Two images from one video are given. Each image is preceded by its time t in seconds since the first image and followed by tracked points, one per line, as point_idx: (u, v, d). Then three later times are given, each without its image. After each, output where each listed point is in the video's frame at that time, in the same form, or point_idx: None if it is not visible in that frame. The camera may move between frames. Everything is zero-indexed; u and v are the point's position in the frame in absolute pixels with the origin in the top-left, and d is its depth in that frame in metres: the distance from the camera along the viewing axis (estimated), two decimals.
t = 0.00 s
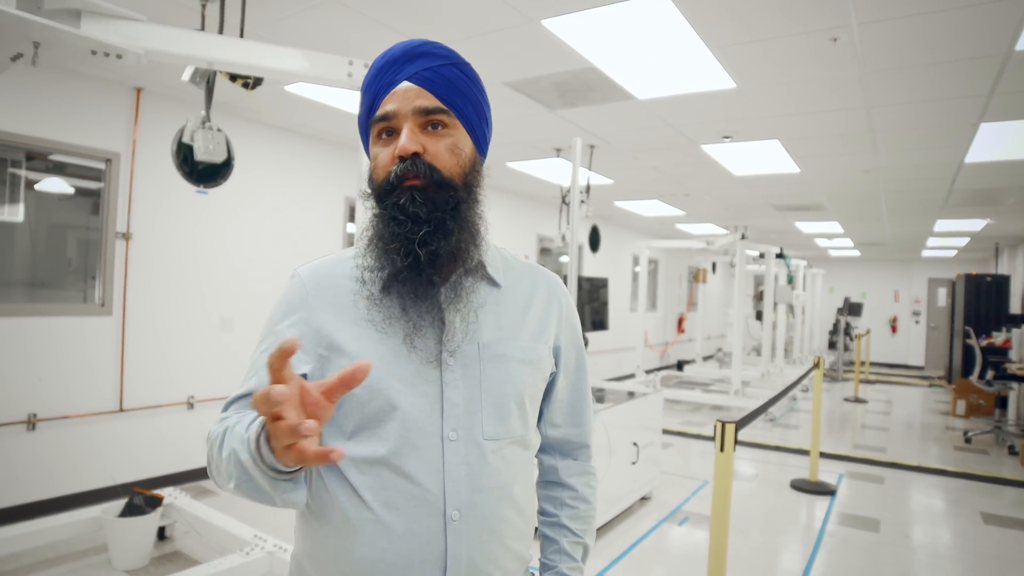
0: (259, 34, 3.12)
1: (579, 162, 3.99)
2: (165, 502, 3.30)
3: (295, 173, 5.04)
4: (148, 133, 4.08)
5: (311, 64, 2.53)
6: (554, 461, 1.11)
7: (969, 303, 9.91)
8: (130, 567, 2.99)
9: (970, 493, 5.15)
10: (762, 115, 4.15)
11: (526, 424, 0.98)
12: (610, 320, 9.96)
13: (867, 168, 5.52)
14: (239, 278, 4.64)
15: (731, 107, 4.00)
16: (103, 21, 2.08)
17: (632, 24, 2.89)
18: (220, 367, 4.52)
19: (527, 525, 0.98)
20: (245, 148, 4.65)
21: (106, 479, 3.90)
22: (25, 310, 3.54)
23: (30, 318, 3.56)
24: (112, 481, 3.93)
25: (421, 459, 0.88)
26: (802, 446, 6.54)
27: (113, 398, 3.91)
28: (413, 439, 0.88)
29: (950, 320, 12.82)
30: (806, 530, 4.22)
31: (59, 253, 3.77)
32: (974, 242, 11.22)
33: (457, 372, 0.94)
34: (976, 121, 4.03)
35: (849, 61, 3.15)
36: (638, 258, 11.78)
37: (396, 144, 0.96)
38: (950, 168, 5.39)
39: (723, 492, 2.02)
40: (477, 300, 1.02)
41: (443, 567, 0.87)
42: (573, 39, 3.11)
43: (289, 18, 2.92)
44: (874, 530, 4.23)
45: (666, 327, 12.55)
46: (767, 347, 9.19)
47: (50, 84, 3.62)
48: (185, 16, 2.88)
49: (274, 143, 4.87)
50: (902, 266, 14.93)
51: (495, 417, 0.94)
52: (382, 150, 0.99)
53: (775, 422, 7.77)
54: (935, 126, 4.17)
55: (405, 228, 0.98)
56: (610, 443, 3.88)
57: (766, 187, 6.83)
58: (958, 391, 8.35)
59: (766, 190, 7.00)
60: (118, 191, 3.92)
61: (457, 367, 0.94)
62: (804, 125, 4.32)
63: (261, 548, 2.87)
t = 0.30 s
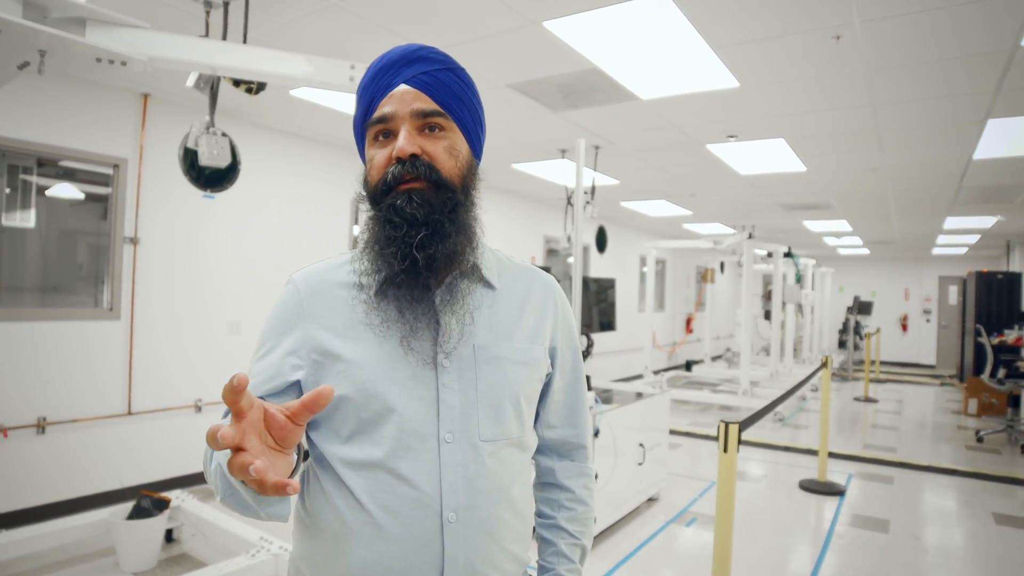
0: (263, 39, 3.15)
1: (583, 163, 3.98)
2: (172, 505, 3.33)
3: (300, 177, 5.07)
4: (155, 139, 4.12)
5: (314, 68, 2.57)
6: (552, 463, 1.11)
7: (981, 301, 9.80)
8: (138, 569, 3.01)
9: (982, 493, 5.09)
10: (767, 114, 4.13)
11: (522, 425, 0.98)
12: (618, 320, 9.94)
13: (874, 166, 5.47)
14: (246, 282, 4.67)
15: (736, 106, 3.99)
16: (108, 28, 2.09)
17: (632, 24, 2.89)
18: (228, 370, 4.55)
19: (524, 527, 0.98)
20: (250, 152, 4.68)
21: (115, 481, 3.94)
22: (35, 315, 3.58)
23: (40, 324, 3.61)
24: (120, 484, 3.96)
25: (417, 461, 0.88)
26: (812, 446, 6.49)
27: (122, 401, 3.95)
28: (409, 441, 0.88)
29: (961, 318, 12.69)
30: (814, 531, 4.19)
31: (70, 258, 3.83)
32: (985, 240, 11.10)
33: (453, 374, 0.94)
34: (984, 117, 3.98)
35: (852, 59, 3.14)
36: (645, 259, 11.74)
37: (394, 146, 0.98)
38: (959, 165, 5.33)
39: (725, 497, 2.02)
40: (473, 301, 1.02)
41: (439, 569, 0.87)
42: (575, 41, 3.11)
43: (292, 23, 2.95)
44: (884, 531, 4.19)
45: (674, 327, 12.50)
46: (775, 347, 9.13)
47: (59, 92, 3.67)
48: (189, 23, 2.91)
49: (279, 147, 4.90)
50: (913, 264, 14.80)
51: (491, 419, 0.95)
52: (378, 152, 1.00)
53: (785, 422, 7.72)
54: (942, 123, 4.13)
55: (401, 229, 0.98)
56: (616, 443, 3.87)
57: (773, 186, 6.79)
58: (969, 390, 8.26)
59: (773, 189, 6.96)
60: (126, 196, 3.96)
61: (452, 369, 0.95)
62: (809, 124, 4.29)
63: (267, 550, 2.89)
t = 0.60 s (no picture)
0: (267, 39, 3.15)
1: (587, 160, 3.97)
2: (181, 501, 3.36)
3: (306, 175, 5.10)
4: (162, 138, 4.15)
5: (320, 68, 2.56)
6: (549, 459, 1.11)
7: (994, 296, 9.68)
8: (147, 565, 3.05)
9: (994, 490, 5.04)
10: (774, 110, 4.10)
11: (519, 422, 0.98)
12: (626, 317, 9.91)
13: (883, 160, 5.41)
14: (253, 280, 4.70)
15: (743, 102, 3.95)
16: (110, 29, 2.11)
17: (634, 20, 2.88)
18: (236, 368, 4.58)
19: (519, 523, 0.97)
20: (256, 152, 4.71)
21: (125, 479, 3.98)
22: (46, 314, 3.63)
23: (50, 322, 3.64)
24: (130, 480, 4.00)
25: (412, 457, 0.88)
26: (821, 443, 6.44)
27: (132, 399, 3.99)
28: (404, 437, 0.88)
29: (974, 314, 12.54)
30: (823, 528, 4.16)
31: (81, 257, 3.87)
32: (999, 235, 10.95)
33: (449, 369, 0.94)
34: (995, 110, 3.92)
35: (858, 52, 3.10)
36: (654, 255, 11.70)
37: (395, 136, 0.98)
38: (971, 159, 5.26)
39: (729, 492, 2.00)
40: (469, 298, 1.02)
41: (433, 566, 0.87)
42: (578, 37, 3.10)
43: (296, 23, 2.96)
44: (894, 529, 4.16)
45: (683, 324, 12.45)
46: (785, 344, 9.06)
47: (68, 93, 3.71)
48: (194, 23, 2.92)
49: (286, 146, 4.93)
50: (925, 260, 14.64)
51: (487, 416, 0.94)
52: (378, 144, 1.00)
53: (794, 419, 7.67)
54: (953, 116, 4.07)
55: (399, 220, 0.97)
56: (622, 440, 3.86)
57: (782, 182, 6.74)
58: (982, 386, 8.17)
59: (782, 185, 6.90)
60: (134, 195, 3.99)
61: (448, 366, 0.94)
62: (817, 118, 4.25)
63: (274, 546, 2.91)
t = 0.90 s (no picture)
0: (274, 39, 3.17)
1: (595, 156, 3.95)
2: (192, 498, 3.41)
3: (315, 174, 5.13)
4: (172, 139, 4.18)
5: (326, 67, 2.52)
6: (551, 457, 1.11)
7: (1011, 291, 9.53)
8: (159, 561, 3.09)
9: (1010, 488, 4.96)
10: (783, 104, 4.06)
11: (517, 419, 0.98)
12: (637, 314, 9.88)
13: (896, 154, 5.34)
14: (263, 278, 4.74)
15: (753, 96, 3.92)
16: (120, 31, 2.15)
17: (640, 15, 2.86)
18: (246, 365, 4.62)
19: (519, 520, 0.97)
20: (265, 151, 4.74)
21: (137, 476, 4.03)
22: (59, 313, 3.68)
23: (64, 322, 3.70)
24: (142, 477, 4.05)
25: (409, 453, 0.88)
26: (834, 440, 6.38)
27: (143, 398, 4.06)
28: (401, 433, 0.88)
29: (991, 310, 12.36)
30: (834, 526, 4.12)
31: (95, 257, 3.91)
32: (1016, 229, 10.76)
33: (445, 365, 0.94)
34: (1011, 102, 3.85)
35: (867, 45, 3.06)
36: (665, 252, 11.64)
37: (389, 134, 0.98)
38: (986, 152, 5.17)
39: (737, 486, 1.99)
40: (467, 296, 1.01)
41: (430, 563, 0.87)
42: (584, 33, 3.08)
43: (301, 22, 2.97)
44: (907, 527, 4.11)
45: (694, 321, 12.38)
46: (797, 340, 8.99)
47: (79, 93, 3.75)
48: (201, 24, 2.95)
49: (294, 145, 4.96)
50: (940, 255, 14.43)
51: (484, 413, 0.94)
52: (376, 140, 1.00)
53: (807, 415, 7.60)
54: (966, 109, 4.00)
55: (383, 217, 0.97)
56: (630, 437, 3.84)
57: (793, 177, 6.67)
58: (998, 383, 8.05)
59: (793, 180, 6.84)
60: (145, 195, 4.04)
61: (445, 363, 0.94)
62: (827, 113, 4.21)
63: (282, 543, 2.94)
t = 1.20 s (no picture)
0: (280, 42, 3.19)
1: (601, 155, 3.94)
2: (203, 498, 3.45)
3: (323, 176, 5.16)
4: (181, 142, 4.23)
5: (333, 69, 2.48)
6: (553, 459, 1.11)
7: None
8: (172, 559, 3.13)
9: None
10: (791, 101, 4.03)
11: (516, 420, 0.98)
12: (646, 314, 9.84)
13: (906, 151, 5.28)
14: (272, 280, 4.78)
15: (760, 94, 3.89)
16: (127, 37, 2.16)
17: (643, 14, 2.85)
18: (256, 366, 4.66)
19: (518, 520, 0.98)
20: (274, 154, 4.78)
21: (149, 476, 4.07)
22: (74, 315, 3.74)
23: (78, 324, 3.75)
24: (154, 477, 4.09)
25: (405, 451, 0.89)
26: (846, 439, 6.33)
27: (155, 399, 4.11)
28: (396, 429, 0.89)
29: (1006, 307, 12.19)
30: (846, 526, 4.09)
31: (110, 260, 3.98)
32: None
33: (443, 363, 0.95)
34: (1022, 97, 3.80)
35: (874, 41, 3.04)
36: (674, 251, 11.59)
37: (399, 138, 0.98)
38: (998, 147, 5.10)
39: (743, 484, 1.98)
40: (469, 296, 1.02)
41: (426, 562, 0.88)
42: (588, 33, 3.08)
43: (306, 25, 2.99)
44: (919, 526, 4.07)
45: (704, 320, 12.33)
46: (808, 339, 8.91)
47: (90, 98, 3.79)
48: (208, 28, 2.97)
49: (302, 148, 4.99)
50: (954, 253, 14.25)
51: (482, 412, 0.95)
52: (386, 142, 1.01)
53: (818, 415, 7.54)
54: (977, 104, 3.95)
55: (390, 219, 0.99)
56: (638, 436, 3.83)
57: (803, 175, 6.62)
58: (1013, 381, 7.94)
59: (803, 178, 6.78)
60: (156, 199, 4.09)
61: (444, 362, 0.95)
62: (835, 110, 4.17)
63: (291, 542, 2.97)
